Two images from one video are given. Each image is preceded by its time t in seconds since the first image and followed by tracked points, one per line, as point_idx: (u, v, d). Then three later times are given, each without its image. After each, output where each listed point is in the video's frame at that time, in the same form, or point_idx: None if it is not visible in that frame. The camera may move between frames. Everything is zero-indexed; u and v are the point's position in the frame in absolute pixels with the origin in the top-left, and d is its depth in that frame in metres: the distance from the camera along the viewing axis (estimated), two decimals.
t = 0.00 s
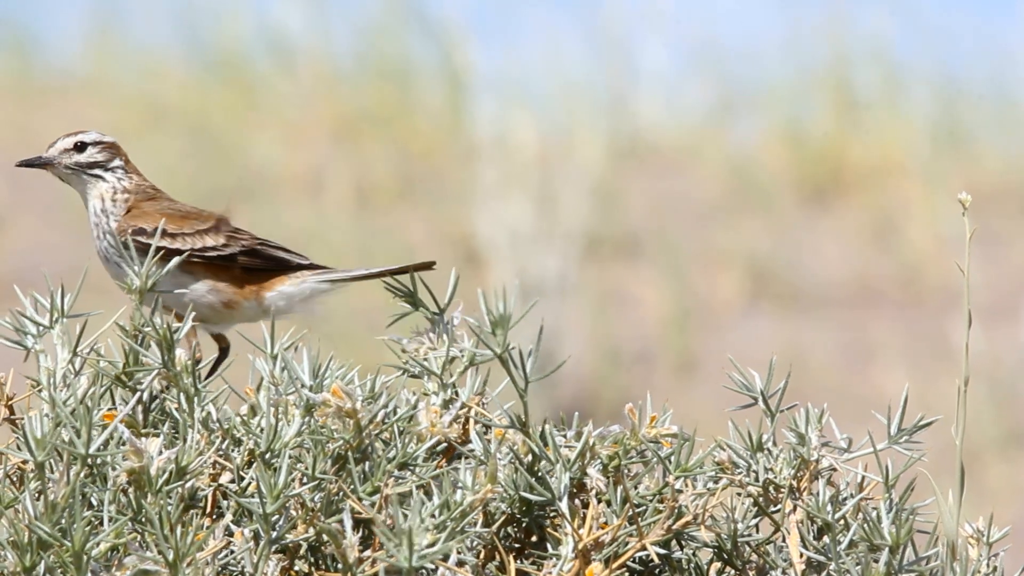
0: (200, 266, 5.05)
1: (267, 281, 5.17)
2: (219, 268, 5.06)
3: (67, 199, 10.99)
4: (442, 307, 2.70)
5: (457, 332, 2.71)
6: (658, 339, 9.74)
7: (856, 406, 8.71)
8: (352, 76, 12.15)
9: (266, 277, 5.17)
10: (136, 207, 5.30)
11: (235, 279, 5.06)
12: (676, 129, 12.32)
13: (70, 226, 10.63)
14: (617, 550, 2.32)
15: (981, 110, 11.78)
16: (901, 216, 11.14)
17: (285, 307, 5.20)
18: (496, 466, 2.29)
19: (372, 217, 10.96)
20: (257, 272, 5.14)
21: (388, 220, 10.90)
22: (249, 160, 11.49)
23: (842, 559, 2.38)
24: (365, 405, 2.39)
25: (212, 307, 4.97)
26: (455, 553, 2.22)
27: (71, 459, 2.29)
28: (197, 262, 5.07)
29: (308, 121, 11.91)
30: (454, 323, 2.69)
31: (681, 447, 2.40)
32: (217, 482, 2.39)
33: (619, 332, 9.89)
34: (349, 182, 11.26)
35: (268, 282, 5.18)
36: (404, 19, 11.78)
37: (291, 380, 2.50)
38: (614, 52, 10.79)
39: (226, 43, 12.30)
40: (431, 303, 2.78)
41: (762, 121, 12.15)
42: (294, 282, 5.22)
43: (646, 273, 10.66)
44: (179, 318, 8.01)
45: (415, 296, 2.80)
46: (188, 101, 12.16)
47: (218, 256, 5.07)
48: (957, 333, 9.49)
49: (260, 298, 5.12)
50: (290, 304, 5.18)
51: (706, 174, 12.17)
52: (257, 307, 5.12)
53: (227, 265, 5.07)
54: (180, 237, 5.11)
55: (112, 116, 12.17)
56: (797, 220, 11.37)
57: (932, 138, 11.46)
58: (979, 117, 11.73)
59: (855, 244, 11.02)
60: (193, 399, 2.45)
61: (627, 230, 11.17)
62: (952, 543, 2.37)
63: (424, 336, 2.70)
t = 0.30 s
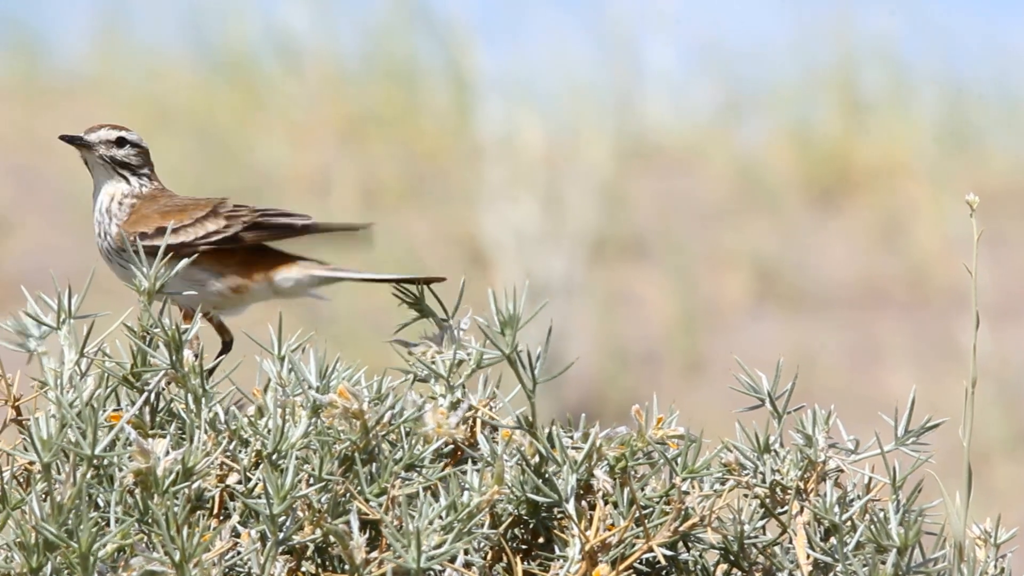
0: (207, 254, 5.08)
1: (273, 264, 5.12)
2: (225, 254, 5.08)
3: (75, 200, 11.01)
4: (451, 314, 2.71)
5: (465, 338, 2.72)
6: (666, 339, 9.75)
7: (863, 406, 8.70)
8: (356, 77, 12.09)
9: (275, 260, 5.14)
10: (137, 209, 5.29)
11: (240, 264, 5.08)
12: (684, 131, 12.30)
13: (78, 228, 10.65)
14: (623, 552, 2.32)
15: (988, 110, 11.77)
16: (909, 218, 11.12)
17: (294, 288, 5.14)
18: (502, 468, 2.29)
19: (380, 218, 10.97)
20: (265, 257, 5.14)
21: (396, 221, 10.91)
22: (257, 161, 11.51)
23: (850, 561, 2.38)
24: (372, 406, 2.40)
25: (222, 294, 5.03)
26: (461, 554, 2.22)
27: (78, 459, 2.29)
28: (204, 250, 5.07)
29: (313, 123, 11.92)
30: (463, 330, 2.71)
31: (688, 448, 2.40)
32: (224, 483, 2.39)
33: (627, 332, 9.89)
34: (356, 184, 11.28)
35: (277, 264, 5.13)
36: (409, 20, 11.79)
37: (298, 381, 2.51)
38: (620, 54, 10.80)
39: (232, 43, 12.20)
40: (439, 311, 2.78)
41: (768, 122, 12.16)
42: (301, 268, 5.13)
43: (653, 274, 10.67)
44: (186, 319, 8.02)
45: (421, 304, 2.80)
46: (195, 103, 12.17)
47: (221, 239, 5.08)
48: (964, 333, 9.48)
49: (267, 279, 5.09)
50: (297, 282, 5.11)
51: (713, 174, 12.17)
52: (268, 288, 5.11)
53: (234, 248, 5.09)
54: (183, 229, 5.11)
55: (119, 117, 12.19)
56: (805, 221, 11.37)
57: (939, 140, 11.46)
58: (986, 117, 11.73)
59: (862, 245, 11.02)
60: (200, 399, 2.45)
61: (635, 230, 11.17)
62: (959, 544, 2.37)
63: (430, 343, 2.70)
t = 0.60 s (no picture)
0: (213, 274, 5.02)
1: (281, 282, 5.11)
2: (234, 275, 5.04)
3: (84, 204, 11.04)
4: (456, 313, 2.70)
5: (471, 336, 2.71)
6: (676, 342, 9.75)
7: (873, 409, 8.69)
8: (368, 79, 12.10)
9: (280, 278, 5.12)
10: (152, 213, 5.30)
11: (249, 281, 5.06)
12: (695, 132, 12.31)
13: (87, 231, 10.67)
14: (633, 555, 2.31)
15: (1000, 111, 11.77)
16: (920, 221, 11.10)
17: (296, 306, 5.15)
18: (512, 471, 2.29)
19: (390, 222, 10.99)
20: (269, 276, 5.10)
21: (406, 225, 10.92)
22: (266, 164, 11.53)
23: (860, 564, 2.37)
24: (381, 409, 2.40)
25: (227, 305, 4.99)
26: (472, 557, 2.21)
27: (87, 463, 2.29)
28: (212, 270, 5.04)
29: (325, 126, 11.84)
30: (469, 329, 2.69)
31: (697, 452, 2.41)
32: (234, 486, 2.39)
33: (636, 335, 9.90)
34: (366, 187, 11.29)
35: (281, 281, 5.12)
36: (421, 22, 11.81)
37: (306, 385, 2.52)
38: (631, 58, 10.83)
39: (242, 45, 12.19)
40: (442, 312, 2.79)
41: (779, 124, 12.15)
42: (306, 282, 5.14)
43: (663, 277, 10.67)
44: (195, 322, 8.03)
45: (426, 302, 2.80)
46: (205, 106, 12.18)
47: (229, 263, 5.04)
48: (974, 337, 9.47)
49: (273, 297, 5.09)
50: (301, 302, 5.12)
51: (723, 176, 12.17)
52: (273, 305, 5.11)
53: (239, 273, 5.04)
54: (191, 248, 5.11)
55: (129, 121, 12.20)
56: (814, 224, 11.37)
57: (950, 142, 11.47)
58: (997, 119, 11.73)
59: (872, 248, 11.01)
60: (207, 403, 2.45)
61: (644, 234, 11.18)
62: (970, 547, 2.36)
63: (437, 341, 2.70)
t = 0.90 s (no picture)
0: (225, 276, 5.04)
1: (289, 287, 5.09)
2: (245, 276, 5.05)
3: (90, 204, 11.05)
4: (464, 314, 2.69)
5: (480, 338, 2.69)
6: (681, 342, 9.74)
7: (879, 409, 8.68)
8: (376, 80, 12.20)
9: (290, 284, 5.10)
10: (166, 211, 5.32)
11: (260, 285, 5.06)
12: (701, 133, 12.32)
13: (92, 230, 10.68)
14: (639, 554, 2.31)
15: (1007, 112, 11.76)
16: (926, 220, 11.09)
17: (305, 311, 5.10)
18: (518, 471, 2.28)
19: (395, 221, 10.99)
20: (280, 280, 5.08)
21: (411, 224, 10.93)
22: (272, 164, 11.54)
23: (866, 563, 2.36)
24: (388, 408, 2.40)
25: (237, 309, 5.01)
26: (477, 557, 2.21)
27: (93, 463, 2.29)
28: (224, 272, 5.05)
29: (331, 127, 11.91)
30: (477, 330, 2.68)
31: (704, 451, 2.40)
32: (240, 486, 2.39)
33: (642, 335, 9.89)
34: (372, 187, 11.30)
35: (290, 287, 5.09)
36: (428, 23, 11.84)
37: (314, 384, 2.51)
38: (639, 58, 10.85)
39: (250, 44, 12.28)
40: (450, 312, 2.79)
41: (786, 124, 12.15)
42: (314, 287, 5.10)
43: (669, 277, 10.66)
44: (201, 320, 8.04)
45: (434, 304, 2.79)
46: (212, 106, 12.21)
47: (243, 265, 5.06)
48: (981, 337, 9.46)
49: (281, 304, 5.06)
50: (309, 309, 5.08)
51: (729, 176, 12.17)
52: (281, 310, 5.08)
53: (251, 275, 5.05)
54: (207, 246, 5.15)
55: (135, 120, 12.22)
56: (819, 224, 11.36)
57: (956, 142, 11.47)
58: (1004, 120, 11.72)
59: (878, 248, 11.00)
60: (216, 402, 2.44)
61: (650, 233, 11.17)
62: (977, 547, 2.34)
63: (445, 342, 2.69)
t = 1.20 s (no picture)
0: (232, 274, 5.05)
1: (295, 287, 5.10)
2: (252, 275, 5.07)
3: (97, 202, 11.06)
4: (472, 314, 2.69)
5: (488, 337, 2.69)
6: (688, 341, 9.74)
7: (886, 407, 8.68)
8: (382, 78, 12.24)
9: (296, 284, 5.11)
10: (175, 209, 5.32)
11: (267, 284, 5.08)
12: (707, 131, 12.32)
13: (100, 228, 10.69)
14: (646, 553, 2.31)
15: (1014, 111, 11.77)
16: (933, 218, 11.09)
17: (311, 311, 5.11)
18: (525, 469, 2.28)
19: (402, 219, 11.00)
20: (288, 280, 5.10)
21: (418, 223, 10.93)
22: (279, 162, 11.55)
23: (873, 562, 2.36)
24: (395, 407, 2.40)
25: (243, 309, 5.00)
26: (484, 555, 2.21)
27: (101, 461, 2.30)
28: (231, 270, 5.06)
29: (338, 126, 11.92)
30: (485, 329, 2.68)
31: (711, 450, 2.40)
32: (247, 484, 2.40)
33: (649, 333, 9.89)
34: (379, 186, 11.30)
35: (296, 287, 5.10)
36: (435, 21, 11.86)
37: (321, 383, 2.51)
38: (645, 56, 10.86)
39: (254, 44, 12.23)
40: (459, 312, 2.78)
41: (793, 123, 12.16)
42: (321, 287, 5.10)
43: (676, 275, 10.66)
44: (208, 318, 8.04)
45: (444, 304, 2.79)
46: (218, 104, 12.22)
47: (250, 263, 5.08)
48: (988, 335, 9.46)
49: (288, 304, 5.08)
50: (315, 309, 5.08)
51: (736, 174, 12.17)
52: (287, 311, 5.09)
53: (259, 274, 5.08)
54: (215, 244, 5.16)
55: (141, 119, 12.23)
56: (826, 222, 11.35)
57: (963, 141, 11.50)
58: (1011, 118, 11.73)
59: (885, 246, 10.99)
60: (222, 401, 2.44)
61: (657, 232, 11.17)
62: (983, 545, 2.34)
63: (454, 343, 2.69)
